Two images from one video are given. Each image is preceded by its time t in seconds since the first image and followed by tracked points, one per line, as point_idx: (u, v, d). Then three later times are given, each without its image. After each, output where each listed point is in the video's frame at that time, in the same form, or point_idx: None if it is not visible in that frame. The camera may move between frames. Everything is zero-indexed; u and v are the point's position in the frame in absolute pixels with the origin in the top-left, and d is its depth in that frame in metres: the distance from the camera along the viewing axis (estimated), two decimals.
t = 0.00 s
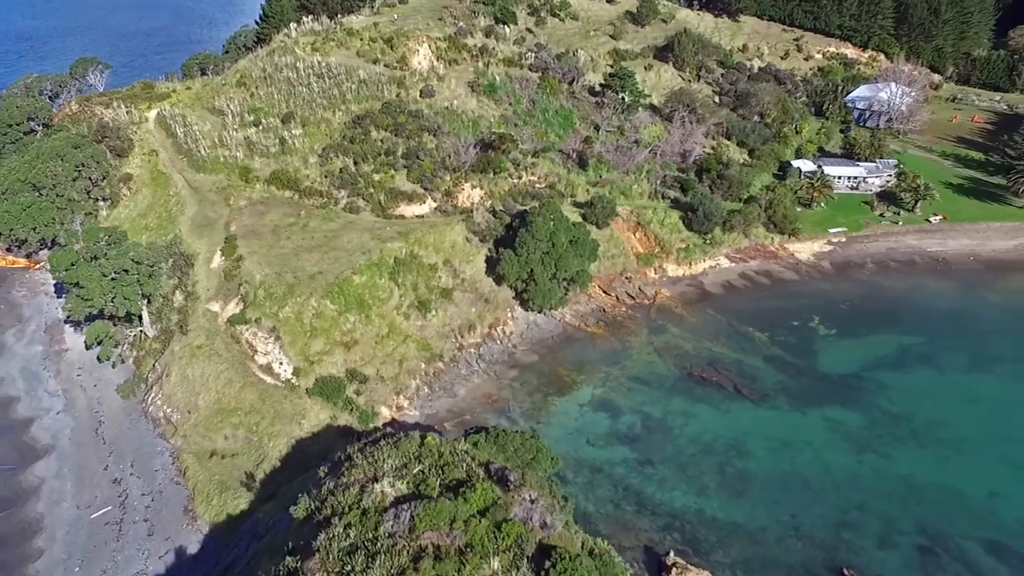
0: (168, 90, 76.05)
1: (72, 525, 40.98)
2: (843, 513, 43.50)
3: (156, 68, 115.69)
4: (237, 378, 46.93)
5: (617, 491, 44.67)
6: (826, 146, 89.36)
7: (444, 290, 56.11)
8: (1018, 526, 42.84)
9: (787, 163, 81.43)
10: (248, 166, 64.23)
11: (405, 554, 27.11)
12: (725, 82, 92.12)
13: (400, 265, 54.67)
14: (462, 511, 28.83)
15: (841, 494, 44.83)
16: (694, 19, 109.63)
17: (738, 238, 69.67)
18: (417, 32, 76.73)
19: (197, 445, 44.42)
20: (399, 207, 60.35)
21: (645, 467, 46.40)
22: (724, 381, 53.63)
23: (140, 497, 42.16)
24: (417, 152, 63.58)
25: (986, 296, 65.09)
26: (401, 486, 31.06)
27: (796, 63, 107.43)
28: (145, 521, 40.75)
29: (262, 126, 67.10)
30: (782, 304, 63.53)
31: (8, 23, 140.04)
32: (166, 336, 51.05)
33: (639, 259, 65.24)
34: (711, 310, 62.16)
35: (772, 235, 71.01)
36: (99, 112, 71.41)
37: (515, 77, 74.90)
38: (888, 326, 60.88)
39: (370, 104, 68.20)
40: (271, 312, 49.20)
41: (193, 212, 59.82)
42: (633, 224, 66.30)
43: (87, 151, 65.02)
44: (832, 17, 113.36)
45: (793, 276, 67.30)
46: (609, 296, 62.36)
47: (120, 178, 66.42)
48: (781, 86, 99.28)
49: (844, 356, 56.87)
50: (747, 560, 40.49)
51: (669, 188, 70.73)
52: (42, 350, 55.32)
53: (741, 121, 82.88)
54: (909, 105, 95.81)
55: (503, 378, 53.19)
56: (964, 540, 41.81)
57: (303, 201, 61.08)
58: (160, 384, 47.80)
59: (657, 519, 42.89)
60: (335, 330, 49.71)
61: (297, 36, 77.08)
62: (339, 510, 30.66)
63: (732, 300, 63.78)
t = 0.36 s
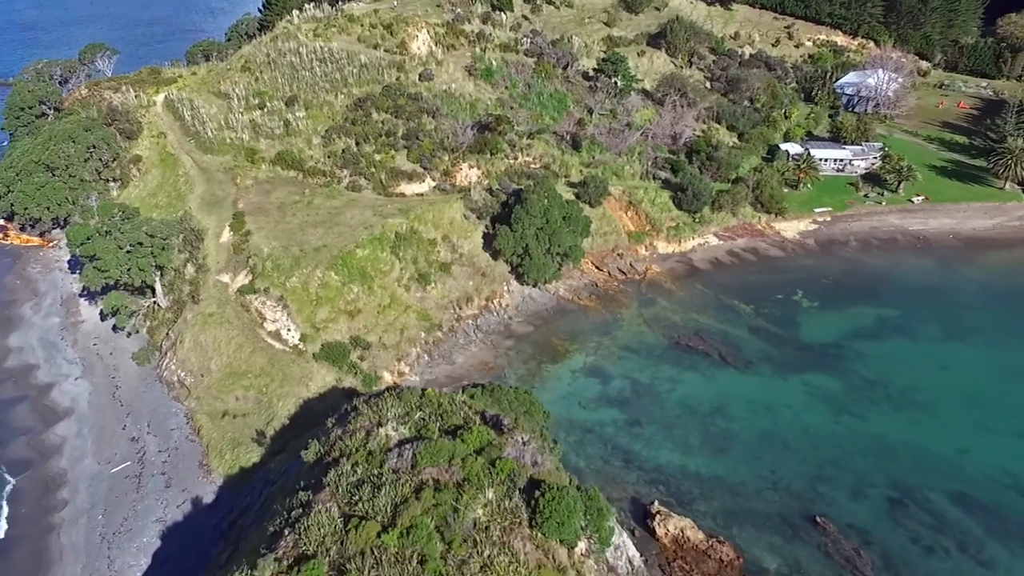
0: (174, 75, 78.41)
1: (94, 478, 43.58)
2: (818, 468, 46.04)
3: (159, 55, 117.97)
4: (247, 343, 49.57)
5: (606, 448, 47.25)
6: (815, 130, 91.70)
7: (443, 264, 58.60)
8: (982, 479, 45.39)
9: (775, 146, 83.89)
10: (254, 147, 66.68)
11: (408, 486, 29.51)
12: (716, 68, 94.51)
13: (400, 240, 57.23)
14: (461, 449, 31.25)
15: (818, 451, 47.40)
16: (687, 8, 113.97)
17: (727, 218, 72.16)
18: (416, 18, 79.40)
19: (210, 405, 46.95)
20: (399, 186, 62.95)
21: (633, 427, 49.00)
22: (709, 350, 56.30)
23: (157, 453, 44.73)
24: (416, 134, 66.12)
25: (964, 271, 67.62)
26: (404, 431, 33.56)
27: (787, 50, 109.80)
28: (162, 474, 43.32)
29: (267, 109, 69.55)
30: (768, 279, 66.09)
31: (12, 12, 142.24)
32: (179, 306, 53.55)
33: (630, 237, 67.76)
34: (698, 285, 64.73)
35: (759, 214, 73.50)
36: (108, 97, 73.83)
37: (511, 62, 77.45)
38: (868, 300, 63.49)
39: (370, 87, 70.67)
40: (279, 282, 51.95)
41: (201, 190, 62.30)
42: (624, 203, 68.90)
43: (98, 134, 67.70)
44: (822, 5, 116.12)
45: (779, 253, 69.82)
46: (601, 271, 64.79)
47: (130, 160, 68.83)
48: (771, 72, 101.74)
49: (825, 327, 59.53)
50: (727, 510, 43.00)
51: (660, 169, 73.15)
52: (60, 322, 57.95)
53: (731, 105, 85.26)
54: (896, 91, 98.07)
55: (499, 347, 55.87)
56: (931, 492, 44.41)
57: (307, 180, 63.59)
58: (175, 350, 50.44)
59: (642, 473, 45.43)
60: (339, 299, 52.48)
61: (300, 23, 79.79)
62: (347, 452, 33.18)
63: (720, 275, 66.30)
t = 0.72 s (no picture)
0: (182, 68, 81.03)
1: (113, 443, 46.20)
2: (797, 434, 48.60)
3: (163, 50, 120.43)
4: (257, 319, 52.17)
5: (596, 417, 49.80)
6: (804, 123, 94.13)
7: (442, 247, 61.13)
8: (951, 445, 47.94)
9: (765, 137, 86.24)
10: (260, 136, 69.30)
11: (410, 434, 32.11)
12: (708, 63, 97.11)
13: (401, 223, 59.84)
14: (459, 403, 33.90)
15: (797, 419, 49.93)
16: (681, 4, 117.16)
17: (716, 205, 74.68)
18: (416, 13, 82.75)
19: (222, 376, 49.50)
20: (400, 172, 65.56)
21: (622, 397, 51.56)
22: (696, 328, 58.92)
23: (172, 421, 47.34)
24: (416, 123, 68.84)
25: (943, 256, 70.17)
26: (406, 389, 36.15)
27: (778, 45, 112.51)
28: (178, 439, 45.95)
29: (272, 100, 72.22)
30: (755, 263, 68.66)
31: (18, 9, 144.81)
32: (190, 285, 56.12)
33: (623, 223, 70.24)
34: (688, 268, 67.32)
35: (747, 202, 76.01)
36: (118, 89, 76.45)
37: (508, 55, 80.39)
38: (851, 282, 66.07)
39: (372, 79, 73.47)
40: (286, 261, 54.58)
41: (210, 177, 64.86)
42: (617, 190, 71.25)
43: (109, 124, 70.23)
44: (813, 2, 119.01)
45: (766, 238, 72.39)
46: (595, 255, 67.29)
47: (140, 149, 71.35)
48: (763, 67, 104.36)
49: (808, 307, 62.15)
50: (710, 472, 45.52)
51: (651, 158, 75.68)
52: (76, 303, 60.52)
53: (721, 97, 87.82)
54: (883, 85, 100.61)
55: (496, 325, 58.50)
56: (903, 456, 46.94)
57: (312, 167, 66.20)
58: (187, 325, 53.07)
59: (631, 439, 47.94)
60: (343, 278, 55.20)
61: (304, 18, 82.73)
62: (354, 408, 35.82)
63: (709, 260, 68.88)
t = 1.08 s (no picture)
0: (189, 61, 83.59)
1: (131, 410, 48.83)
2: (778, 403, 51.21)
3: (167, 44, 122.62)
4: (265, 295, 54.72)
5: (588, 387, 52.42)
6: (795, 114, 96.12)
7: (442, 230, 63.73)
8: (924, 412, 50.54)
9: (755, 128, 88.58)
10: (266, 125, 71.93)
11: (412, 389, 34.77)
12: (701, 56, 99.68)
13: (402, 207, 62.48)
14: (457, 363, 36.66)
15: (778, 390, 52.52)
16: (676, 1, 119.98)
17: (706, 192, 77.19)
18: (416, 7, 85.66)
19: (232, 349, 52.10)
20: (402, 159, 68.23)
21: (613, 370, 54.17)
22: (685, 307, 61.55)
23: (186, 389, 49.99)
24: (417, 112, 71.55)
25: (924, 240, 72.81)
26: (408, 351, 38.80)
27: (770, 39, 115.19)
28: (192, 406, 48.59)
29: (277, 90, 74.83)
30: (742, 247, 71.24)
31: (23, 5, 147.13)
32: (201, 265, 58.64)
33: (616, 209, 72.71)
34: (678, 252, 69.91)
35: (737, 189, 78.54)
36: (128, 81, 79.01)
37: (505, 48, 83.35)
38: (835, 265, 68.65)
39: (373, 70, 76.36)
40: (293, 242, 57.32)
41: (218, 163, 67.41)
42: (611, 177, 73.68)
43: (120, 114, 72.77)
44: None
45: (754, 224, 74.97)
46: (588, 239, 69.83)
47: (149, 138, 73.78)
48: (754, 60, 106.97)
49: (793, 287, 64.81)
50: (694, 437, 48.11)
51: (643, 148, 78.29)
52: (90, 284, 63.06)
53: (713, 89, 90.43)
54: (871, 79, 103.12)
55: (493, 303, 61.12)
56: (878, 423, 49.55)
57: (316, 155, 68.83)
58: (199, 301, 55.70)
59: (620, 408, 50.53)
60: (348, 258, 58.06)
61: (307, 12, 85.43)
62: (359, 368, 38.43)
63: (698, 243, 71.44)
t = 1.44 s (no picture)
0: (196, 54, 86.16)
1: (147, 381, 51.48)
2: (761, 375, 53.80)
3: (172, 39, 125.13)
4: (273, 275, 57.43)
5: (581, 361, 55.01)
6: (785, 107, 98.53)
7: (441, 215, 66.33)
8: (900, 384, 53.17)
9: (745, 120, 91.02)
10: (271, 116, 74.60)
11: (414, 351, 37.50)
12: (694, 50, 102.25)
13: (403, 193, 65.11)
14: (456, 329, 39.41)
15: (762, 363, 55.11)
16: None
17: (697, 180, 79.80)
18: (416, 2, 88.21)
19: (242, 325, 54.71)
20: (403, 148, 70.90)
21: (605, 345, 56.75)
22: (675, 288, 64.17)
23: (199, 362, 52.65)
24: (417, 103, 74.21)
25: (907, 226, 75.41)
26: (410, 320, 41.45)
27: (762, 35, 117.87)
28: (205, 377, 51.25)
29: (283, 82, 77.51)
30: (731, 232, 73.87)
31: (28, 3, 149.44)
32: (211, 248, 61.12)
33: (609, 196, 75.26)
34: (669, 237, 72.48)
35: (727, 177, 81.11)
36: (136, 74, 81.44)
37: (502, 42, 86.24)
38: (820, 249, 71.28)
39: (375, 63, 79.19)
40: (300, 225, 60.01)
41: (226, 151, 69.98)
42: (605, 166, 76.27)
43: (130, 105, 75.10)
44: None
45: (743, 211, 77.64)
46: (582, 225, 72.38)
47: (158, 128, 76.03)
48: (746, 55, 109.56)
49: (779, 270, 67.48)
50: (681, 406, 50.71)
51: (636, 138, 80.79)
52: (104, 267, 65.60)
53: (705, 83, 92.92)
54: (860, 73, 105.55)
55: (491, 284, 63.72)
56: (856, 393, 52.15)
57: (320, 144, 71.48)
58: (210, 281, 58.30)
59: (611, 379, 53.11)
60: (352, 240, 60.78)
61: (311, 7, 88.15)
62: (364, 335, 41.11)
63: (689, 229, 74.02)
